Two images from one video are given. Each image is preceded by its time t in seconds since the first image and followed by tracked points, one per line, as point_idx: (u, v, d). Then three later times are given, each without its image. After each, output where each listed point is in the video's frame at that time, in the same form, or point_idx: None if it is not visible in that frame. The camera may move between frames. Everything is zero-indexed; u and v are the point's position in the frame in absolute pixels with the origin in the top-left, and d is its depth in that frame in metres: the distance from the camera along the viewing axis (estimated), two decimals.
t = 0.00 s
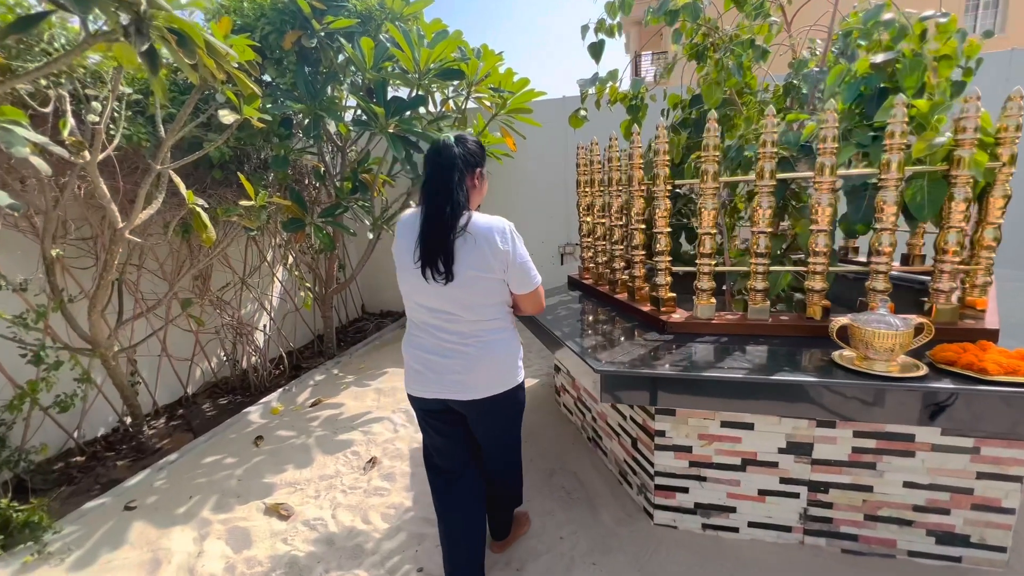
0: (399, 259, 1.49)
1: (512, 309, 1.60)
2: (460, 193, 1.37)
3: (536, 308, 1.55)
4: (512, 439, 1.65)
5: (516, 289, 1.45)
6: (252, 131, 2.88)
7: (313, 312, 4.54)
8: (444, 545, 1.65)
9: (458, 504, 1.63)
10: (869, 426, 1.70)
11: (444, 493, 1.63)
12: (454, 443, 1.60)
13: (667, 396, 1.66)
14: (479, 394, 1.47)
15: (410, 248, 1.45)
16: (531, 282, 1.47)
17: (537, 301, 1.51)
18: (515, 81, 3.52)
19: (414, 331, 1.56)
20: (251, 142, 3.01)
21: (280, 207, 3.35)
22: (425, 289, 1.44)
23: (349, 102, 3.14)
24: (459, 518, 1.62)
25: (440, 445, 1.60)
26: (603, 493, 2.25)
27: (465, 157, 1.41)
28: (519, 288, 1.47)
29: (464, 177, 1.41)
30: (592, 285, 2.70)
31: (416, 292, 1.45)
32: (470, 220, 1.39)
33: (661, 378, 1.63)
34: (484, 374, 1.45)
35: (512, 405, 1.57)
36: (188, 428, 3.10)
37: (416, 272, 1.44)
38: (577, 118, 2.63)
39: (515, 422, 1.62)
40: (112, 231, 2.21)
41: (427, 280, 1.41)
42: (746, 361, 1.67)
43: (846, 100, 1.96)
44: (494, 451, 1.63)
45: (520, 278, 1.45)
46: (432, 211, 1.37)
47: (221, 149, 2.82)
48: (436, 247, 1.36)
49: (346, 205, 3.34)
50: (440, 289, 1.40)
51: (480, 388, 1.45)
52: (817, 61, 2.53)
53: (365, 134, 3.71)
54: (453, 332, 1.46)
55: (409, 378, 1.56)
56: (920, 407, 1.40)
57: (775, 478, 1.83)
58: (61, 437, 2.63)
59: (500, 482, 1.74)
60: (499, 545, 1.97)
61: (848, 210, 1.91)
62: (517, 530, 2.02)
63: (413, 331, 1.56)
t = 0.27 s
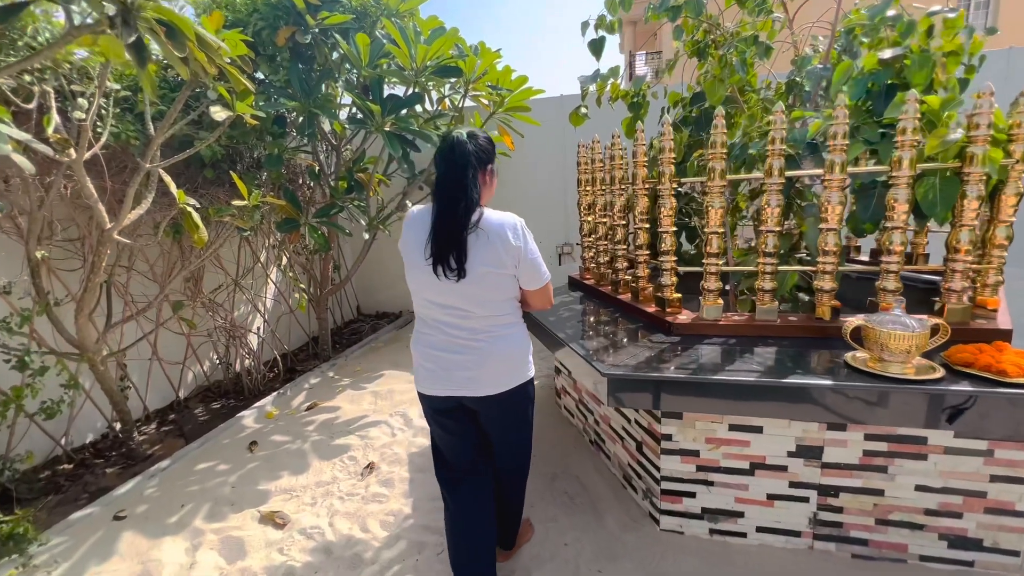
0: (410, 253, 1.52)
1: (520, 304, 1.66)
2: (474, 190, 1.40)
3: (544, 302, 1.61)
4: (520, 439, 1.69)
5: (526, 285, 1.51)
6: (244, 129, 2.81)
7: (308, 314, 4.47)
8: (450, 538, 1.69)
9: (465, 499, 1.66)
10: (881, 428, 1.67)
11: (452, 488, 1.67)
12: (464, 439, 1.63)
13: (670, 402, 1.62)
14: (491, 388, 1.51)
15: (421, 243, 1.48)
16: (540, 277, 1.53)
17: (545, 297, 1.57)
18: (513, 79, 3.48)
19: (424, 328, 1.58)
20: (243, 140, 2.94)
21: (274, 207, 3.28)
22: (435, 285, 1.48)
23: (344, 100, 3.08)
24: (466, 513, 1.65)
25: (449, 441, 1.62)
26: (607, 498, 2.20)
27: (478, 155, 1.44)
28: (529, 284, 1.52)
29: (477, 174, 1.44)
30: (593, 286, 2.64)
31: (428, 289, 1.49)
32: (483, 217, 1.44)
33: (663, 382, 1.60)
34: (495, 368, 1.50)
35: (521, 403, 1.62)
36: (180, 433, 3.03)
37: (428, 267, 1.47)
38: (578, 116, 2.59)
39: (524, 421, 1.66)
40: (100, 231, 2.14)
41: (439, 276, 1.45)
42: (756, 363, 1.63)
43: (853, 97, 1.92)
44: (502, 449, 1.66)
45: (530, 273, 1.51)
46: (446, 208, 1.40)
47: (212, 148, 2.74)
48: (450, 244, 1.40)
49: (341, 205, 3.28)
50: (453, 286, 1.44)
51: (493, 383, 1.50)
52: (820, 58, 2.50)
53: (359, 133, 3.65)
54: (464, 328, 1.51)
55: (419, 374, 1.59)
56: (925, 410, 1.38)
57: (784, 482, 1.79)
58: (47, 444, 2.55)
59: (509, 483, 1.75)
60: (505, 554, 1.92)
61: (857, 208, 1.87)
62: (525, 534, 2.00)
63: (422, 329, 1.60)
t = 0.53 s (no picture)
0: (420, 248, 1.52)
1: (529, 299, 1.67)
2: (488, 186, 1.40)
3: (553, 297, 1.62)
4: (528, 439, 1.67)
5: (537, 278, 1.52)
6: (236, 126, 2.74)
7: (302, 316, 4.40)
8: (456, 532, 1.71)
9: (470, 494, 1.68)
10: (893, 430, 1.63)
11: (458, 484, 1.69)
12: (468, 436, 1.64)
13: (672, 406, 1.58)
14: (503, 385, 1.52)
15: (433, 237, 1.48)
16: (550, 270, 1.54)
17: (555, 291, 1.58)
18: (510, 76, 3.43)
19: (434, 323, 1.59)
20: (236, 138, 2.87)
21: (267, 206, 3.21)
22: (447, 281, 1.48)
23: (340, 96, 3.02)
24: (471, 507, 1.68)
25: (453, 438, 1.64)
26: (611, 502, 2.16)
27: (493, 150, 1.44)
28: (539, 278, 1.53)
29: (490, 169, 1.43)
30: (595, 285, 2.59)
31: (440, 285, 1.49)
32: (496, 212, 1.44)
33: (666, 385, 1.55)
34: (507, 365, 1.51)
35: (529, 403, 1.61)
36: (172, 439, 2.95)
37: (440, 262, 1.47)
38: (579, 113, 2.55)
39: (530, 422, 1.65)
40: (87, 232, 2.06)
41: (451, 271, 1.45)
42: (768, 365, 1.59)
43: (862, 92, 1.88)
44: (506, 449, 1.65)
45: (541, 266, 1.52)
46: (460, 202, 1.39)
47: (203, 145, 2.67)
48: (464, 240, 1.40)
49: (336, 204, 3.21)
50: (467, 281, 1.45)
51: (504, 379, 1.51)
52: (824, 54, 2.46)
53: (355, 131, 3.59)
54: (476, 324, 1.51)
55: (428, 370, 1.59)
56: (932, 412, 1.34)
57: (794, 486, 1.75)
58: (34, 451, 2.47)
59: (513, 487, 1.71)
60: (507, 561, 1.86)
61: (866, 206, 1.83)
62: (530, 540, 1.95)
63: (432, 325, 1.60)
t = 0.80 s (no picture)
0: (427, 244, 1.49)
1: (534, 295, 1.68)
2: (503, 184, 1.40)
3: (560, 292, 1.65)
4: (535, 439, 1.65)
5: (546, 274, 1.53)
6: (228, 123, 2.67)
7: (296, 317, 4.33)
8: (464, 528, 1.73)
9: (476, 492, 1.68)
10: (907, 433, 1.59)
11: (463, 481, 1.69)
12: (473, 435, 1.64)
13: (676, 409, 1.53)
14: (512, 382, 1.52)
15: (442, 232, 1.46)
16: (558, 265, 1.55)
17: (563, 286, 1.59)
18: (508, 73, 3.37)
19: (440, 320, 1.57)
20: (228, 136, 2.80)
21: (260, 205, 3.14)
22: (455, 278, 1.47)
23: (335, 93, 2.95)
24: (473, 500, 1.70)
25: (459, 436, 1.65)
26: (615, 507, 2.11)
27: (503, 147, 1.43)
28: (548, 272, 1.55)
29: (503, 165, 1.43)
30: (597, 285, 2.54)
31: (448, 282, 1.47)
32: (507, 208, 1.44)
33: (669, 388, 1.50)
34: (516, 361, 1.51)
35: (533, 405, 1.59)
36: (163, 445, 2.88)
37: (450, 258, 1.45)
38: (580, 109, 2.51)
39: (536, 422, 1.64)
40: (73, 232, 1.99)
41: (464, 268, 1.43)
42: (780, 367, 1.54)
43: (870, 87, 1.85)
44: (511, 449, 1.63)
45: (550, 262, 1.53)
46: (473, 198, 1.38)
47: (194, 142, 2.59)
48: (477, 237, 1.39)
49: (330, 203, 3.15)
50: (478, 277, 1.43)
51: (514, 376, 1.50)
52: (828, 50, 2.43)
53: (349, 128, 3.52)
54: (485, 321, 1.51)
55: (435, 367, 1.58)
56: (938, 413, 1.31)
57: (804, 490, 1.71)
58: (18, 459, 2.39)
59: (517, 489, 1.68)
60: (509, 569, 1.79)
61: (876, 203, 1.79)
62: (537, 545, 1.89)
63: (439, 323, 1.59)
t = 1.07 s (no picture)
0: (438, 242, 1.51)
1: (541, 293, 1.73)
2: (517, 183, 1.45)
3: (567, 292, 1.70)
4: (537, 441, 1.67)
5: (554, 272, 1.58)
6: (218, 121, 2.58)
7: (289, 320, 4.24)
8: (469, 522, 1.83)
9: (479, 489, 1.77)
10: (924, 438, 1.54)
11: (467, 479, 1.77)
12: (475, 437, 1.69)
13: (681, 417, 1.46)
14: (523, 381, 1.56)
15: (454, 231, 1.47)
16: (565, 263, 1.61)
17: (569, 285, 1.64)
18: (506, 70, 3.30)
19: (450, 320, 1.60)
20: (218, 134, 2.71)
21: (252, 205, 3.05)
22: (468, 277, 1.49)
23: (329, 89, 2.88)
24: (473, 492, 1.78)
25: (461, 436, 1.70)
26: (621, 514, 2.05)
27: (514, 147, 1.46)
28: (556, 271, 1.60)
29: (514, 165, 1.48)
30: (600, 286, 2.47)
31: (460, 282, 1.48)
32: (520, 207, 1.49)
33: (675, 394, 1.44)
34: (527, 360, 1.55)
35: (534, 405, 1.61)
36: (151, 452, 2.79)
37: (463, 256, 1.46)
38: (582, 106, 2.46)
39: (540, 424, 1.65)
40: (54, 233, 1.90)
41: (478, 265, 1.45)
42: (796, 370, 1.49)
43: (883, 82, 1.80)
44: (513, 452, 1.65)
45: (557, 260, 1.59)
46: (487, 197, 1.41)
47: (182, 140, 2.50)
48: (491, 236, 1.42)
49: (324, 203, 3.06)
50: (491, 276, 1.47)
51: (525, 375, 1.54)
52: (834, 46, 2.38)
53: (343, 126, 3.44)
54: (496, 320, 1.54)
55: (443, 367, 1.60)
56: (949, 418, 1.27)
57: (818, 497, 1.66)
58: None
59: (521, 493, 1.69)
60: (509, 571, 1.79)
61: (889, 201, 1.74)
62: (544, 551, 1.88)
63: (447, 324, 1.60)
